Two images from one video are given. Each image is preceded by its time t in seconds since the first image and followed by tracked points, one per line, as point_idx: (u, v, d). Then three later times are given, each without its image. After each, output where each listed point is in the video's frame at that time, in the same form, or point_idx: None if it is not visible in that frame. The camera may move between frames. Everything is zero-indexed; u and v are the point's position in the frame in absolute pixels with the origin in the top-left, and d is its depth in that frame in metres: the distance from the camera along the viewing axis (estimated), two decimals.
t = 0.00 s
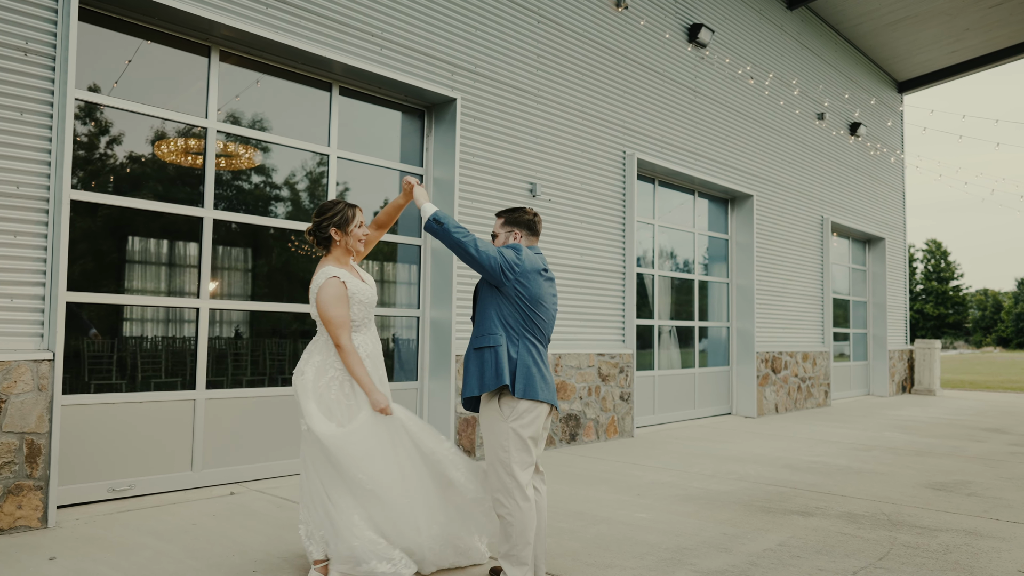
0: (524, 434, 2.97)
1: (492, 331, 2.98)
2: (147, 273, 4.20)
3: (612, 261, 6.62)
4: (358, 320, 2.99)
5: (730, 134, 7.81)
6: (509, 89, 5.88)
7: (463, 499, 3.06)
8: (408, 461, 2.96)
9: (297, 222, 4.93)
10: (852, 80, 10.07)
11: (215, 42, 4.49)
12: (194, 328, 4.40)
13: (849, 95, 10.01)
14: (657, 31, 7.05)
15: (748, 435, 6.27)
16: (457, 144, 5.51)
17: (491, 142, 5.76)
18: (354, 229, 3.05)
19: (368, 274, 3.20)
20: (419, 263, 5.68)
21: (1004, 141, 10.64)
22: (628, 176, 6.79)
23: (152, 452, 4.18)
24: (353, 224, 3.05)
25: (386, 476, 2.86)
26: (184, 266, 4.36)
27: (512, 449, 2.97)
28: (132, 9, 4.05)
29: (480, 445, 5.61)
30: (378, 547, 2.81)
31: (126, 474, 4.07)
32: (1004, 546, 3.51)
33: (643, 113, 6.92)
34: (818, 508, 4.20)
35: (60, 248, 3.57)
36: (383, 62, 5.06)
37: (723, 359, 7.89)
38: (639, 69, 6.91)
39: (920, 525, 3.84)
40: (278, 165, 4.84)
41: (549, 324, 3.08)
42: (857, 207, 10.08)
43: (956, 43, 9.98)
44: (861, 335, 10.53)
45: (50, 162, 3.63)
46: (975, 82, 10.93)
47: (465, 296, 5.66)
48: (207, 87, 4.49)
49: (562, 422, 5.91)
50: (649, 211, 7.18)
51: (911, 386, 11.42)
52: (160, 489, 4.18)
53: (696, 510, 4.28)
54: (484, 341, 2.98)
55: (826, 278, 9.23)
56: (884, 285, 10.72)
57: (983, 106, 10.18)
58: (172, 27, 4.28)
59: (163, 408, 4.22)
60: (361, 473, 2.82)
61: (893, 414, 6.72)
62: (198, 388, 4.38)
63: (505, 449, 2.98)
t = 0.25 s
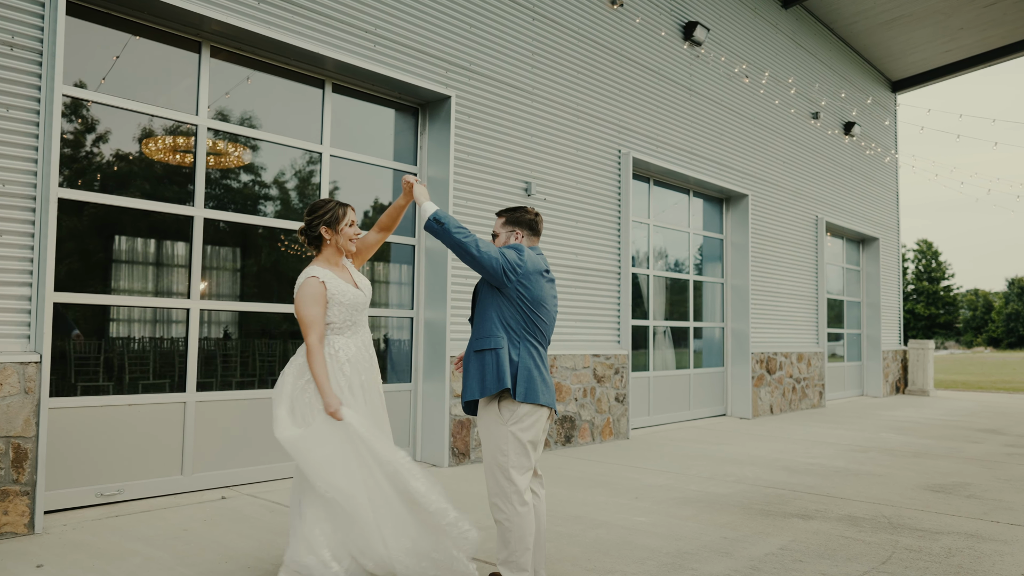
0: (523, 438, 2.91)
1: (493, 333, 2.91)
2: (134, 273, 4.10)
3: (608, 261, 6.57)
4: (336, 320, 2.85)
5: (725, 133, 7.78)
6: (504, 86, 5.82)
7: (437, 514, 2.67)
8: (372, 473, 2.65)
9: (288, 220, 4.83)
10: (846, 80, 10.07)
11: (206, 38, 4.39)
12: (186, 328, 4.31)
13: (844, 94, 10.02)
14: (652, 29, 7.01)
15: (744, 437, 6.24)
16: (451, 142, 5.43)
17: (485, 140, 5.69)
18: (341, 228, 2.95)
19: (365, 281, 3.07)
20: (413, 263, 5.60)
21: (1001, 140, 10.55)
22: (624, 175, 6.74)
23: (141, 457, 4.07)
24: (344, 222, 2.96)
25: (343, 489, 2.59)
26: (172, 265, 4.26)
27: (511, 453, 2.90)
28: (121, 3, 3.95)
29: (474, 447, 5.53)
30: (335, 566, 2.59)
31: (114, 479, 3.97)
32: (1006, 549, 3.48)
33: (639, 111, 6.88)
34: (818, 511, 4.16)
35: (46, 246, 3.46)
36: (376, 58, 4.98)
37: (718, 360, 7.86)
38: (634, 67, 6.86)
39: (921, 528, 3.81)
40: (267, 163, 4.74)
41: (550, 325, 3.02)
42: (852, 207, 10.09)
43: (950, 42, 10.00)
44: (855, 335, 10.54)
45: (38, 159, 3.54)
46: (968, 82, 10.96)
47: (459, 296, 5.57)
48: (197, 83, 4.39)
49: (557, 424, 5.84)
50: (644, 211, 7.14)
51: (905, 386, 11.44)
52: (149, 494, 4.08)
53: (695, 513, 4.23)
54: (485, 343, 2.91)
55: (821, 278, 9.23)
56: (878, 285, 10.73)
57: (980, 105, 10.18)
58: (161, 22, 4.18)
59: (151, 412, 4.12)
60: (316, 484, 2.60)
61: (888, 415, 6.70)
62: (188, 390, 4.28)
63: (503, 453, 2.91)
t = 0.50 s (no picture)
0: (523, 443, 2.84)
1: (494, 336, 2.84)
2: (122, 272, 3.99)
3: (603, 261, 6.51)
4: (313, 321, 2.76)
5: (720, 132, 7.74)
6: (500, 84, 5.75)
7: (380, 530, 2.49)
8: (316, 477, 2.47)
9: (278, 219, 4.72)
10: (840, 79, 10.08)
11: (197, 33, 4.30)
12: (176, 330, 4.21)
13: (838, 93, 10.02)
14: (648, 27, 6.96)
15: (740, 438, 6.20)
16: (446, 140, 5.36)
17: (480, 138, 5.61)
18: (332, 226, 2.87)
19: (359, 289, 2.95)
20: (407, 264, 5.52)
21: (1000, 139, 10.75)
22: (619, 175, 6.69)
23: (129, 461, 3.97)
24: (334, 221, 2.87)
25: (288, 490, 2.46)
26: (160, 265, 4.15)
27: (510, 458, 2.83)
28: None
29: (470, 450, 5.45)
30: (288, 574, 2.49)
31: (102, 483, 3.87)
32: (1009, 552, 3.45)
33: (635, 110, 6.83)
34: (818, 514, 4.11)
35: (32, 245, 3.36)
36: (370, 54, 4.90)
37: (713, 361, 7.83)
38: (630, 65, 6.81)
39: (923, 531, 3.78)
40: (257, 162, 4.63)
41: (551, 328, 2.97)
42: (846, 207, 10.09)
43: (944, 42, 10.01)
44: (849, 335, 10.55)
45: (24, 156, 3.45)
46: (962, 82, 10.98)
47: (454, 296, 5.49)
48: (186, 80, 4.29)
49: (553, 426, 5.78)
50: (639, 210, 7.09)
51: (899, 387, 11.46)
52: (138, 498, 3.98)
53: (694, 517, 4.18)
54: (486, 346, 2.83)
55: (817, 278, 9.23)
56: (872, 285, 10.75)
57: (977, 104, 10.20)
58: (151, 17, 4.08)
59: (141, 416, 4.02)
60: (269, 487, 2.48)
61: (883, 416, 6.69)
62: (179, 392, 4.19)
63: (502, 457, 2.84)
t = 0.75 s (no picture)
0: (523, 447, 2.77)
1: (495, 339, 2.77)
2: (109, 272, 3.89)
3: (599, 261, 6.45)
4: (290, 322, 2.69)
5: (715, 131, 7.71)
6: (495, 81, 5.68)
7: (305, 539, 2.32)
8: (249, 478, 2.34)
9: (268, 218, 4.61)
10: (835, 78, 10.09)
11: (187, 28, 4.20)
12: (165, 331, 4.11)
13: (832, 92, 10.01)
14: (644, 24, 6.91)
15: (736, 440, 6.16)
16: (441, 138, 5.28)
17: (475, 136, 5.54)
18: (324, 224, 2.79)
19: (348, 297, 2.84)
20: (402, 265, 5.45)
21: (999, 139, 10.54)
22: (615, 173, 6.63)
23: (117, 466, 3.87)
24: (325, 219, 2.79)
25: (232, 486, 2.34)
26: (147, 265, 4.05)
27: (510, 463, 2.76)
28: None
29: (464, 453, 5.38)
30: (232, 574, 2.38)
31: (91, 488, 3.77)
32: (1012, 556, 3.42)
33: (630, 108, 6.78)
34: (818, 517, 4.07)
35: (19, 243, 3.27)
36: (364, 50, 4.81)
37: (708, 361, 7.79)
38: (626, 63, 6.75)
39: (925, 534, 3.74)
40: (246, 161, 4.52)
41: (551, 330, 2.91)
42: (841, 206, 10.10)
43: (939, 41, 10.02)
44: (843, 336, 10.56)
45: (10, 155, 3.39)
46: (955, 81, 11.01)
47: (448, 297, 5.41)
48: (175, 77, 4.18)
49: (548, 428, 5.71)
50: (635, 210, 7.03)
51: (893, 387, 11.47)
52: (127, 503, 3.89)
53: (693, 520, 4.12)
54: (487, 349, 2.76)
55: (811, 278, 9.21)
56: (867, 285, 10.76)
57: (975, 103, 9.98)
58: (140, 11, 3.99)
59: (130, 419, 3.92)
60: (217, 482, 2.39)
61: (878, 417, 6.67)
62: (169, 395, 4.09)
63: (502, 462, 2.76)
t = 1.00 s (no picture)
0: (524, 451, 2.69)
1: (496, 342, 2.69)
2: (96, 271, 3.78)
3: (594, 261, 6.39)
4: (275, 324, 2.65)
5: (711, 130, 7.67)
6: (491, 79, 5.61)
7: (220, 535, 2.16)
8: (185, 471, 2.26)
9: (258, 217, 4.50)
10: (829, 77, 10.09)
11: (178, 23, 4.10)
12: (154, 332, 4.01)
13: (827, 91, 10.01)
14: (640, 22, 6.86)
15: (732, 441, 6.12)
16: (435, 136, 5.20)
17: (470, 135, 5.46)
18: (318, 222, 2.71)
19: (336, 302, 2.73)
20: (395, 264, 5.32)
21: (997, 139, 10.46)
22: (610, 172, 6.57)
23: (105, 470, 3.76)
24: (316, 219, 2.70)
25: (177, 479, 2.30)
26: (134, 264, 3.94)
27: (511, 467, 2.68)
28: None
29: (459, 455, 5.30)
30: None
31: (79, 493, 3.67)
32: (1014, 559, 3.39)
33: (626, 106, 6.73)
34: (819, 520, 4.03)
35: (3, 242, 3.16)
36: (359, 45, 4.73)
37: (704, 363, 7.75)
38: (622, 61, 6.70)
39: (927, 538, 3.71)
40: (236, 159, 4.42)
41: (552, 333, 2.85)
42: (835, 206, 10.10)
43: (933, 40, 10.04)
44: (838, 336, 10.56)
45: None
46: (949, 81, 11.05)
47: (443, 297, 5.33)
48: (164, 73, 4.08)
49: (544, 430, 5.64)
50: (630, 209, 6.98)
51: (888, 388, 11.50)
52: (116, 509, 3.79)
53: (693, 524, 4.07)
54: (488, 352, 2.69)
55: (806, 278, 9.19)
56: (861, 285, 10.78)
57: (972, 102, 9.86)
58: (129, 6, 3.89)
59: (118, 423, 3.82)
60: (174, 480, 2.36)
61: (874, 418, 6.65)
62: (159, 398, 3.99)
63: (502, 467, 2.69)
